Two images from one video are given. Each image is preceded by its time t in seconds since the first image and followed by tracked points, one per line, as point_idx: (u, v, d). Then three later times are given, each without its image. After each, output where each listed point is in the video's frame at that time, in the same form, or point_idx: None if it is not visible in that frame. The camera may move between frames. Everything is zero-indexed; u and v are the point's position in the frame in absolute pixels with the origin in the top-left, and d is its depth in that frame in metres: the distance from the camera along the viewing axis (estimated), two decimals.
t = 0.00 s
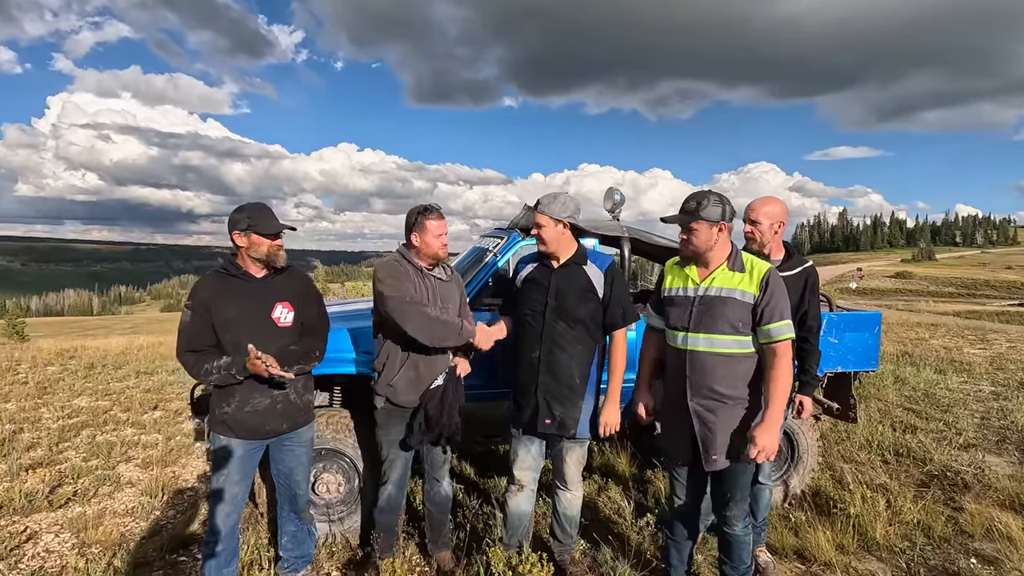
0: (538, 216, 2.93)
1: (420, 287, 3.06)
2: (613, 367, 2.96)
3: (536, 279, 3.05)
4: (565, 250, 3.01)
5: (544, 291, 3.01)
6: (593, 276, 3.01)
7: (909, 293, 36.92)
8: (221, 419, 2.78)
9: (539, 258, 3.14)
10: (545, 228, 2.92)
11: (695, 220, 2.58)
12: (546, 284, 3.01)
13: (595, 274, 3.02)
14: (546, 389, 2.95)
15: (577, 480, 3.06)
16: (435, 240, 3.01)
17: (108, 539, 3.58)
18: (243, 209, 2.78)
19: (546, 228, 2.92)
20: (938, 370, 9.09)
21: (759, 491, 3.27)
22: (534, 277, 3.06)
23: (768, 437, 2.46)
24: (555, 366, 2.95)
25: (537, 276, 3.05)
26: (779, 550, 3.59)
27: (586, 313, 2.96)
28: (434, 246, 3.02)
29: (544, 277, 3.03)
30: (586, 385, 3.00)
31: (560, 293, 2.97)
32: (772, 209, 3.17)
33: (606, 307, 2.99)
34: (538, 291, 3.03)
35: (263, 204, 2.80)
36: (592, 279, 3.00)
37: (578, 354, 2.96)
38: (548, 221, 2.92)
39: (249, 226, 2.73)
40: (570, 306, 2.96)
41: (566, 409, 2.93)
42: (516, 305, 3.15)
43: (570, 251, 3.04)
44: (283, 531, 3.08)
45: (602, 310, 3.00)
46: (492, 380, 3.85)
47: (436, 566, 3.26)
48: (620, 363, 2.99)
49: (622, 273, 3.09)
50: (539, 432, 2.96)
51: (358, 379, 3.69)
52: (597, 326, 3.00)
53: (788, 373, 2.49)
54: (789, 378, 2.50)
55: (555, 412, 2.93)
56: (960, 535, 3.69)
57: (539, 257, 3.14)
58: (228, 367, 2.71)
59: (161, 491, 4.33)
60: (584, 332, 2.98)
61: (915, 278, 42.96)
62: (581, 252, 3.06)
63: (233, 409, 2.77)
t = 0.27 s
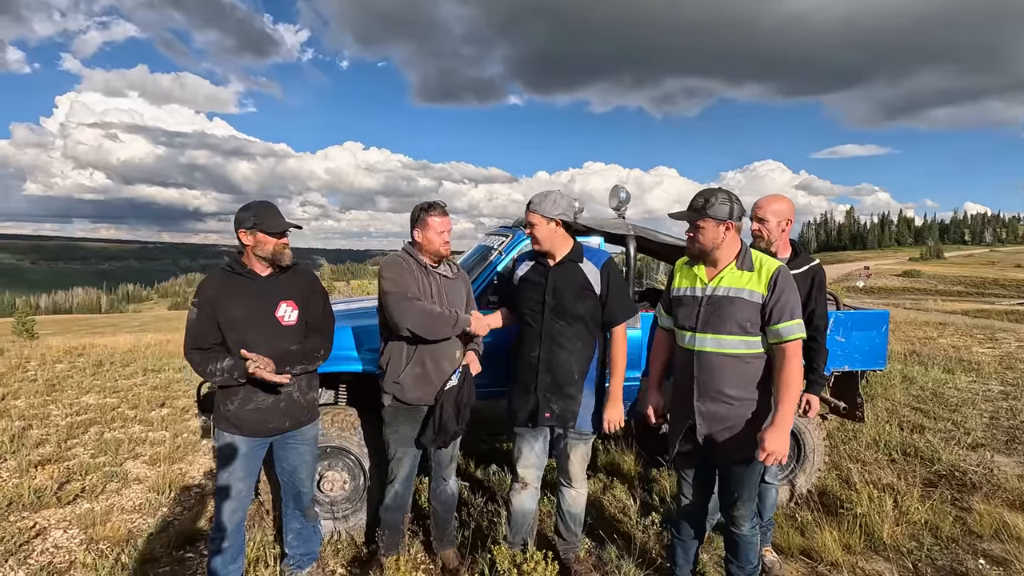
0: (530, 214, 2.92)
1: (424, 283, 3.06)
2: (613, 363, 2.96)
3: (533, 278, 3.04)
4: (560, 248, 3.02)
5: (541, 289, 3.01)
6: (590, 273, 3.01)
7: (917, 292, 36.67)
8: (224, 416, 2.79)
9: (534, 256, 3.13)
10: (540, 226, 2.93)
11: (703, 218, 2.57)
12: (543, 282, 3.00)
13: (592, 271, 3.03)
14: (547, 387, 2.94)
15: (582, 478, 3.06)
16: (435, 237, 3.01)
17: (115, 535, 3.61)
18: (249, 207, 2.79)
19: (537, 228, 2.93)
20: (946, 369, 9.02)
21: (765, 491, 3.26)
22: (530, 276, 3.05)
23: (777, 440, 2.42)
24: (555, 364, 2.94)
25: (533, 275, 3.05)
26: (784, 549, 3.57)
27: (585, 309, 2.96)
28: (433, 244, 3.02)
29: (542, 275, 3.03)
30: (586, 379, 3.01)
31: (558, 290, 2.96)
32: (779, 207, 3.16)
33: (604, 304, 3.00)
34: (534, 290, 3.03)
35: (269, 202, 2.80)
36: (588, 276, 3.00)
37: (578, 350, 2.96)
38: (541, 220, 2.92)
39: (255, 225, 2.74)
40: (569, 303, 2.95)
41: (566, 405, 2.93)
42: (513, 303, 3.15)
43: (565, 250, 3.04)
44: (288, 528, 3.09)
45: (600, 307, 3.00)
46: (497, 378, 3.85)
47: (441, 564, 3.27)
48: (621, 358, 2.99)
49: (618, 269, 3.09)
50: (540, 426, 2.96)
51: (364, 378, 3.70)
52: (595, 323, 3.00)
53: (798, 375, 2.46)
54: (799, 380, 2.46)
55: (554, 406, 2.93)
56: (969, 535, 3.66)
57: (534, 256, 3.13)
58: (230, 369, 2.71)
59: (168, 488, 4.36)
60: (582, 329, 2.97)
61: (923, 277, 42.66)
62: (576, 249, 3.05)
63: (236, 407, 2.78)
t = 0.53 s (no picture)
0: (537, 209, 2.90)
1: (425, 281, 3.07)
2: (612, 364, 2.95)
3: (531, 276, 3.04)
4: (561, 245, 3.01)
5: (539, 286, 3.00)
6: (589, 271, 3.01)
7: (924, 291, 36.43)
8: (227, 413, 2.81)
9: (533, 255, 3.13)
10: (547, 221, 2.91)
11: (710, 216, 2.55)
12: (541, 280, 3.00)
13: (591, 269, 3.02)
14: (545, 384, 2.94)
15: (583, 476, 3.05)
16: (433, 237, 2.98)
17: (121, 531, 3.63)
18: (255, 206, 2.79)
19: (547, 222, 2.92)
20: (953, 368, 8.96)
21: (770, 490, 3.25)
22: (529, 274, 3.05)
23: (781, 440, 2.42)
24: (553, 362, 2.94)
25: (532, 272, 3.05)
26: (789, 548, 3.56)
27: (584, 307, 2.96)
28: (431, 243, 3.00)
29: (540, 273, 3.03)
30: (584, 377, 3.00)
31: (556, 288, 2.96)
32: (784, 205, 3.16)
33: (602, 302, 2.99)
34: (533, 288, 3.02)
35: (275, 200, 2.81)
36: (586, 274, 2.99)
37: (576, 348, 2.96)
38: (550, 214, 2.91)
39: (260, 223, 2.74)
40: (568, 301, 2.95)
41: (564, 402, 2.93)
42: (512, 301, 3.15)
43: (565, 247, 3.02)
44: (292, 526, 3.10)
45: (599, 304, 3.00)
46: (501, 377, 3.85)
47: (444, 562, 3.28)
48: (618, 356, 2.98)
49: (617, 267, 3.09)
50: (536, 423, 2.95)
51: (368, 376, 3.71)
52: (594, 320, 3.00)
53: (803, 375, 2.45)
54: (804, 380, 2.45)
55: (552, 403, 2.93)
56: (975, 535, 3.64)
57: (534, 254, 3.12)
58: (234, 367, 2.72)
59: (174, 485, 4.38)
60: (581, 326, 2.97)
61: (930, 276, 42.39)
62: (576, 247, 3.05)
63: (239, 404, 2.80)
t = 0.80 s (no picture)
0: (545, 207, 2.89)
1: (426, 281, 3.07)
2: (608, 360, 2.96)
3: (531, 274, 3.04)
4: (563, 244, 3.01)
5: (539, 284, 3.00)
6: (588, 268, 3.01)
7: (927, 289, 36.33)
8: (231, 412, 2.81)
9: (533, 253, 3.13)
10: (556, 218, 2.90)
11: (716, 215, 2.55)
12: (541, 277, 3.00)
13: (590, 266, 3.02)
14: (543, 382, 2.94)
15: (583, 475, 3.06)
16: (434, 238, 2.97)
17: (125, 529, 3.64)
18: (260, 204, 2.80)
19: (557, 218, 2.91)
20: (956, 367, 8.94)
21: (772, 489, 3.25)
22: (529, 272, 3.05)
23: (779, 438, 2.41)
24: (552, 361, 2.94)
25: (533, 270, 3.04)
26: (791, 547, 3.56)
27: (584, 305, 2.96)
28: (432, 244, 3.00)
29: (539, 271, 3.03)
30: (582, 376, 3.00)
31: (556, 285, 2.96)
32: (788, 203, 3.15)
33: (602, 300, 2.99)
34: (533, 286, 3.02)
35: (280, 199, 2.81)
36: (586, 272, 2.99)
37: (575, 347, 2.96)
38: (560, 211, 2.90)
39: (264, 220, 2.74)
40: (568, 299, 2.95)
41: (563, 400, 2.94)
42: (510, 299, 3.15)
43: (565, 246, 3.03)
44: (295, 524, 3.10)
45: (599, 302, 3.00)
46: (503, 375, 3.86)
47: (446, 560, 3.28)
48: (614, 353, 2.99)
49: (617, 265, 3.08)
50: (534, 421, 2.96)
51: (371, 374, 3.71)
52: (594, 318, 3.00)
53: (805, 374, 2.44)
54: (805, 380, 2.45)
55: (550, 401, 2.93)
56: (978, 534, 3.63)
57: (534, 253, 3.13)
58: (230, 368, 2.74)
59: (177, 483, 4.40)
60: (580, 324, 2.97)
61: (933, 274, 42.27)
62: (576, 245, 3.05)
63: (242, 402, 2.80)
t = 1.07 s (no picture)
0: (546, 207, 2.89)
1: (425, 279, 3.08)
2: (611, 358, 2.94)
3: (530, 272, 3.04)
4: (563, 241, 3.03)
5: (538, 282, 3.01)
6: (587, 266, 3.01)
7: (926, 287, 36.35)
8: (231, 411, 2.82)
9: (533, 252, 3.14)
10: (557, 217, 2.91)
11: (718, 214, 2.55)
12: (540, 275, 3.00)
13: (589, 264, 3.02)
14: (542, 380, 2.95)
15: (583, 474, 3.07)
16: (435, 237, 2.98)
17: (126, 527, 3.65)
18: (260, 203, 2.80)
19: (558, 217, 2.92)
20: (955, 365, 8.95)
21: (771, 486, 3.26)
22: (527, 270, 3.05)
23: (783, 438, 2.42)
24: (551, 359, 2.95)
25: (532, 268, 3.05)
26: (790, 544, 3.57)
27: (583, 303, 2.97)
28: (435, 243, 3.00)
29: (537, 269, 3.03)
30: (582, 374, 3.00)
31: (555, 284, 2.97)
32: (787, 201, 3.16)
33: (601, 298, 3.00)
34: (531, 284, 3.03)
35: (280, 198, 2.82)
36: (585, 270, 2.99)
37: (574, 345, 2.97)
38: (561, 209, 2.91)
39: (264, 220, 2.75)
40: (567, 297, 2.95)
41: (563, 398, 2.94)
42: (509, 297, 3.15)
43: (563, 243, 3.04)
44: (295, 522, 3.11)
45: (597, 300, 3.01)
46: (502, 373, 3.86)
47: (446, 558, 3.29)
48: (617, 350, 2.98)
49: (616, 263, 3.09)
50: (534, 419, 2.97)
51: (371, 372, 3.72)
52: (592, 316, 3.01)
53: (805, 372, 2.45)
54: (806, 378, 2.46)
55: (548, 399, 2.94)
56: (977, 531, 3.64)
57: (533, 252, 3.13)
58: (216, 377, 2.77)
59: (178, 481, 4.40)
60: (579, 322, 2.97)
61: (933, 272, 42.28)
62: (574, 244, 3.06)
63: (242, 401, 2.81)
